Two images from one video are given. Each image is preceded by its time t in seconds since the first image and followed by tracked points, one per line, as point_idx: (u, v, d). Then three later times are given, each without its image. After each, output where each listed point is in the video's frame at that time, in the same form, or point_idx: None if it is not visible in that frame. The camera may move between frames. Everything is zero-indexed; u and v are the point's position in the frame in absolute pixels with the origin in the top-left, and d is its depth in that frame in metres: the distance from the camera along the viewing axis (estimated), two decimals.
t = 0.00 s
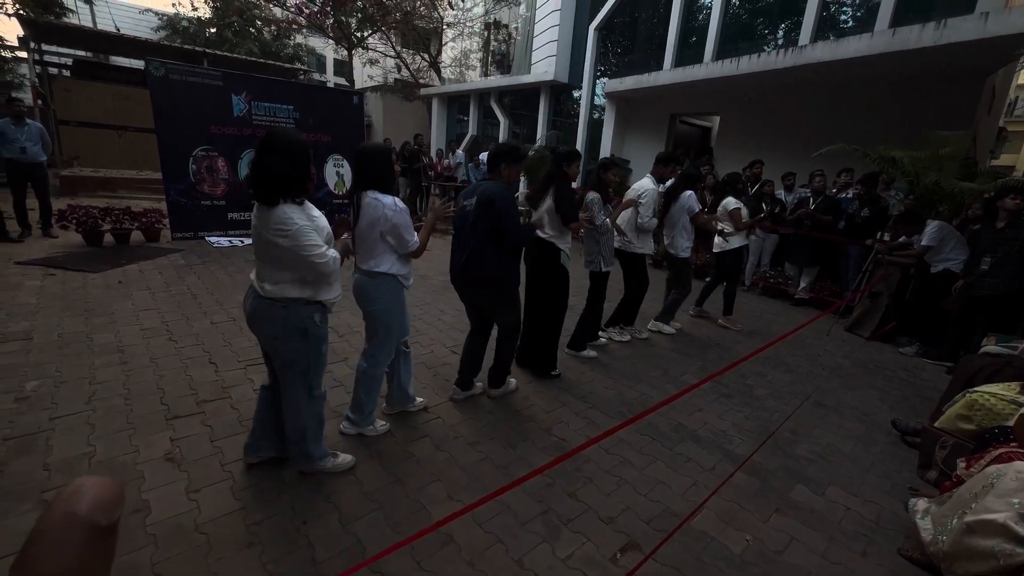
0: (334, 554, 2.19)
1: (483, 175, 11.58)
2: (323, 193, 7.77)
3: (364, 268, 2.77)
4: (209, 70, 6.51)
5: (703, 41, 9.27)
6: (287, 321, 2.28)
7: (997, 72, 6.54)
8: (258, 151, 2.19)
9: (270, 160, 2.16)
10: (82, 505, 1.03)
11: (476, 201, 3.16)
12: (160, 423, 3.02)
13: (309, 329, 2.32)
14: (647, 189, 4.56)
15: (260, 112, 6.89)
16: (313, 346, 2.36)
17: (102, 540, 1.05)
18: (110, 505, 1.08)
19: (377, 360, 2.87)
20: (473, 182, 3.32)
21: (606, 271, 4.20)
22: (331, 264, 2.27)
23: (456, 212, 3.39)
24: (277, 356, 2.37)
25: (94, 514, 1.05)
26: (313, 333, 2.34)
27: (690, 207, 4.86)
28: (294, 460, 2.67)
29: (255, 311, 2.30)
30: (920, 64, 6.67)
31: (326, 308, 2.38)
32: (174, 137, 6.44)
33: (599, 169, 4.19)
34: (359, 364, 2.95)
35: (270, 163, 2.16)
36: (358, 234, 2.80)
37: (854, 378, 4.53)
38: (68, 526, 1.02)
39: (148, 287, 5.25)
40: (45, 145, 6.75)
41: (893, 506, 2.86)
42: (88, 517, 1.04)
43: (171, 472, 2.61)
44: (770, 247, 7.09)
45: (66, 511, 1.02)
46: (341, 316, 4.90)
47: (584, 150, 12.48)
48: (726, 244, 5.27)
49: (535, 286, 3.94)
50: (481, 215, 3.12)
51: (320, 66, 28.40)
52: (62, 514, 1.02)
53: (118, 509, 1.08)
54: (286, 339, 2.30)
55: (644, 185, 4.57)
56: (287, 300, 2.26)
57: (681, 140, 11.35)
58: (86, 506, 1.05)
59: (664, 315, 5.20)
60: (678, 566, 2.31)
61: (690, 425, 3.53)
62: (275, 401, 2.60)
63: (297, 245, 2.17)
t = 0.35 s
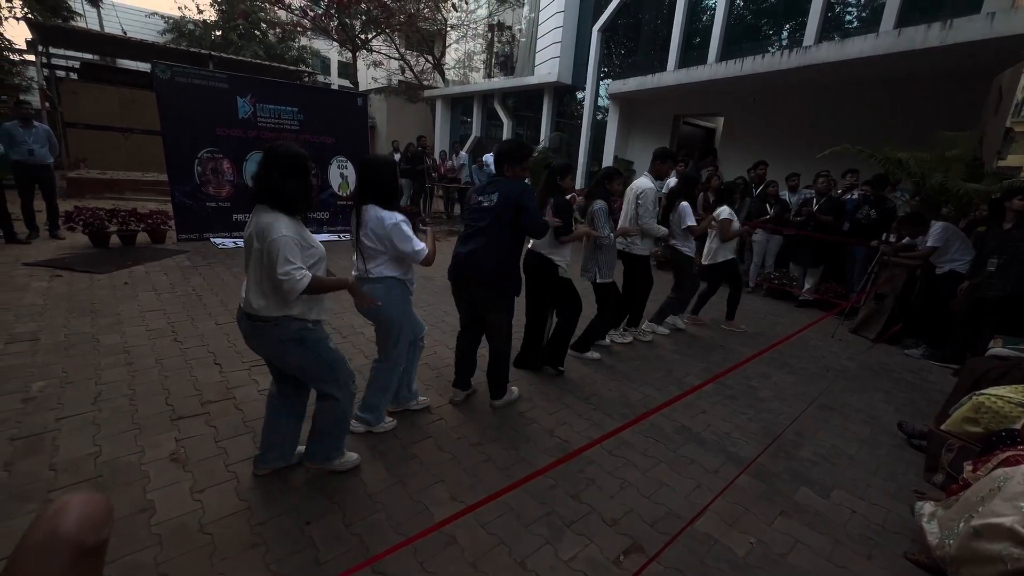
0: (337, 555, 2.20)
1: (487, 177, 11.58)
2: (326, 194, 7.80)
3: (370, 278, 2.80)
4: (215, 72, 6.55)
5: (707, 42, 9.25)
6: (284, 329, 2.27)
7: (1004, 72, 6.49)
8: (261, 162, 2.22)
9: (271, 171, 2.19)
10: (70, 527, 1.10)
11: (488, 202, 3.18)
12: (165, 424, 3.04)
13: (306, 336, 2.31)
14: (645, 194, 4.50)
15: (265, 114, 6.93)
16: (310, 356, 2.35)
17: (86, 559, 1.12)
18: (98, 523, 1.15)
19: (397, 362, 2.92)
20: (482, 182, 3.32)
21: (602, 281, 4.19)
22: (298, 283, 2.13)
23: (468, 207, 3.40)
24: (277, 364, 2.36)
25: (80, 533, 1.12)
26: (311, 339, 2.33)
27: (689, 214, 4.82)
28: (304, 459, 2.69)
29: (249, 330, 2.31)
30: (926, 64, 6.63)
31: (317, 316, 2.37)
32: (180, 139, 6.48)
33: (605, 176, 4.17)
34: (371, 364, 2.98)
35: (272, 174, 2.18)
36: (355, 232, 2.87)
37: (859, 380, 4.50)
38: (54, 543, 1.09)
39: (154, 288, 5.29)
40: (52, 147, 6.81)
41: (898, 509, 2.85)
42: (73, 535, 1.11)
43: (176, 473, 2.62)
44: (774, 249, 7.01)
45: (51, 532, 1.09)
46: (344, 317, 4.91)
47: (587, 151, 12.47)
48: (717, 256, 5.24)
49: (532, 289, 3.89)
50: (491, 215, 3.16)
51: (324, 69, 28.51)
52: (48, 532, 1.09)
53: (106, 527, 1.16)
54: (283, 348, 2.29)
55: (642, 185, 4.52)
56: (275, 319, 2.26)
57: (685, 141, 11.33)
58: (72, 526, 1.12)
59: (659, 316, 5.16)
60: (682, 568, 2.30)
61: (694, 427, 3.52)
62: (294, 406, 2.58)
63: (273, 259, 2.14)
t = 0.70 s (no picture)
0: (340, 553, 2.20)
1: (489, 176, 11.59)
2: (329, 194, 7.81)
3: (379, 271, 2.79)
4: (218, 72, 6.56)
5: (710, 42, 9.24)
6: (296, 317, 2.29)
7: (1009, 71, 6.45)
8: (260, 155, 2.23)
9: (270, 164, 2.19)
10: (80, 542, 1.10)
11: (485, 200, 3.17)
12: (167, 422, 3.04)
13: (317, 326, 2.34)
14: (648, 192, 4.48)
15: (268, 113, 6.94)
16: (320, 345, 2.38)
17: None
18: (108, 542, 1.15)
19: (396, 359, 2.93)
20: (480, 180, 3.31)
21: (611, 272, 4.19)
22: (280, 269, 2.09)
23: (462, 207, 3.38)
24: (283, 352, 2.36)
25: (92, 549, 1.12)
26: (320, 330, 2.35)
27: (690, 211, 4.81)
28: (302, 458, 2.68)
29: (261, 315, 2.32)
30: (930, 63, 6.60)
31: (328, 306, 2.41)
32: (183, 138, 6.49)
33: (609, 168, 4.20)
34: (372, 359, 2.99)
35: (270, 167, 2.19)
36: (362, 225, 2.87)
37: (862, 380, 4.48)
38: (66, 562, 1.08)
39: (157, 287, 5.30)
40: (56, 146, 6.83)
41: (902, 510, 2.83)
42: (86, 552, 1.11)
43: (178, 471, 2.63)
44: (776, 249, 6.94)
45: (62, 548, 1.09)
46: (346, 316, 4.92)
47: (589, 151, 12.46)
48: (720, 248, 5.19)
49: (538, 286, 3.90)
50: (486, 215, 3.15)
51: (327, 68, 28.59)
52: (60, 548, 1.09)
53: (116, 545, 1.16)
54: (293, 336, 2.31)
55: (645, 185, 4.49)
56: (290, 302, 2.28)
57: (688, 141, 11.31)
58: (83, 542, 1.12)
59: (660, 316, 5.14)
60: (684, 569, 2.28)
61: (696, 427, 3.51)
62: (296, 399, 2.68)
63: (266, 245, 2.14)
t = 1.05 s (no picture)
0: (338, 553, 2.20)
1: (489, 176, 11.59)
2: (329, 193, 7.79)
3: (371, 280, 2.80)
4: (218, 71, 6.56)
5: (711, 42, 9.24)
6: (293, 316, 2.30)
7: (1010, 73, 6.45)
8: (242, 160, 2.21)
9: (251, 170, 2.18)
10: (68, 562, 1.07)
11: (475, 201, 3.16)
12: (166, 421, 3.04)
13: (312, 324, 2.35)
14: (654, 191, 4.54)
15: (268, 113, 6.93)
16: (316, 343, 2.39)
17: None
18: (100, 560, 1.12)
19: (391, 357, 2.90)
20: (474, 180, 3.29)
21: (606, 280, 4.18)
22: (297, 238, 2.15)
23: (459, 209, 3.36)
24: (283, 352, 2.38)
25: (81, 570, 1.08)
26: (315, 327, 2.36)
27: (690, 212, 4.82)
28: (302, 452, 2.72)
29: (258, 307, 2.34)
30: (931, 64, 6.60)
31: (324, 304, 2.40)
32: (184, 138, 6.49)
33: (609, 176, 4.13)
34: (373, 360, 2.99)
35: (250, 174, 2.17)
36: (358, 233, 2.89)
37: (863, 381, 4.49)
38: None
39: (156, 286, 5.29)
40: (57, 146, 6.82)
41: (902, 511, 2.83)
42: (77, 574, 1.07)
43: (178, 471, 2.62)
44: (776, 250, 6.94)
45: (52, 570, 1.05)
46: (346, 316, 4.92)
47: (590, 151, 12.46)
48: (718, 248, 5.25)
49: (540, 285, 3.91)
50: (480, 216, 3.13)
51: (327, 68, 28.60)
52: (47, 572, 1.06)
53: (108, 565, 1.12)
54: (293, 335, 2.34)
55: (651, 185, 4.56)
56: (285, 297, 2.29)
57: (688, 142, 11.32)
58: (75, 562, 1.09)
59: (660, 316, 5.13)
60: (684, 570, 2.28)
61: (696, 427, 3.50)
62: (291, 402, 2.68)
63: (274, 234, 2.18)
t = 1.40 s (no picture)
0: (338, 555, 2.19)
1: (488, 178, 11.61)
2: (328, 195, 7.79)
3: (379, 273, 2.80)
4: (219, 73, 6.57)
5: (710, 45, 9.27)
6: (291, 327, 2.30)
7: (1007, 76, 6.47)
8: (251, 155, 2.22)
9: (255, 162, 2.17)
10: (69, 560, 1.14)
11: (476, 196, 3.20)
12: (166, 423, 3.03)
13: (310, 332, 2.34)
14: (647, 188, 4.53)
15: (267, 115, 6.94)
16: (318, 350, 2.38)
17: None
18: (99, 555, 1.14)
19: (394, 360, 2.92)
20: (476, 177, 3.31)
21: (608, 280, 4.20)
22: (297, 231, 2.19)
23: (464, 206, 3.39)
24: (284, 360, 2.39)
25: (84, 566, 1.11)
26: (315, 336, 2.36)
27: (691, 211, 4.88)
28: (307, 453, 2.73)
29: (256, 323, 2.34)
30: (929, 68, 6.62)
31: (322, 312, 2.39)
32: (184, 140, 6.50)
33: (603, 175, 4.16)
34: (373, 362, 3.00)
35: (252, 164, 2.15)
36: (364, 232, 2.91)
37: (862, 383, 4.49)
38: None
39: (156, 288, 5.29)
40: (56, 147, 6.82)
41: (901, 513, 2.83)
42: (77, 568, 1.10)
43: (177, 472, 2.62)
44: (775, 252, 6.93)
45: (51, 566, 1.08)
46: (346, 317, 4.92)
47: (589, 153, 12.47)
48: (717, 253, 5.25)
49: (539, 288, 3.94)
50: (483, 215, 3.16)
51: (327, 70, 28.66)
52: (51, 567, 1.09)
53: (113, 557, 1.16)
54: (292, 344, 2.33)
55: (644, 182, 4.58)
56: (280, 312, 2.29)
57: (687, 144, 11.34)
58: (75, 557, 1.12)
59: (656, 319, 5.13)
60: (683, 572, 2.28)
61: (695, 429, 3.51)
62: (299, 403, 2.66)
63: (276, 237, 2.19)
